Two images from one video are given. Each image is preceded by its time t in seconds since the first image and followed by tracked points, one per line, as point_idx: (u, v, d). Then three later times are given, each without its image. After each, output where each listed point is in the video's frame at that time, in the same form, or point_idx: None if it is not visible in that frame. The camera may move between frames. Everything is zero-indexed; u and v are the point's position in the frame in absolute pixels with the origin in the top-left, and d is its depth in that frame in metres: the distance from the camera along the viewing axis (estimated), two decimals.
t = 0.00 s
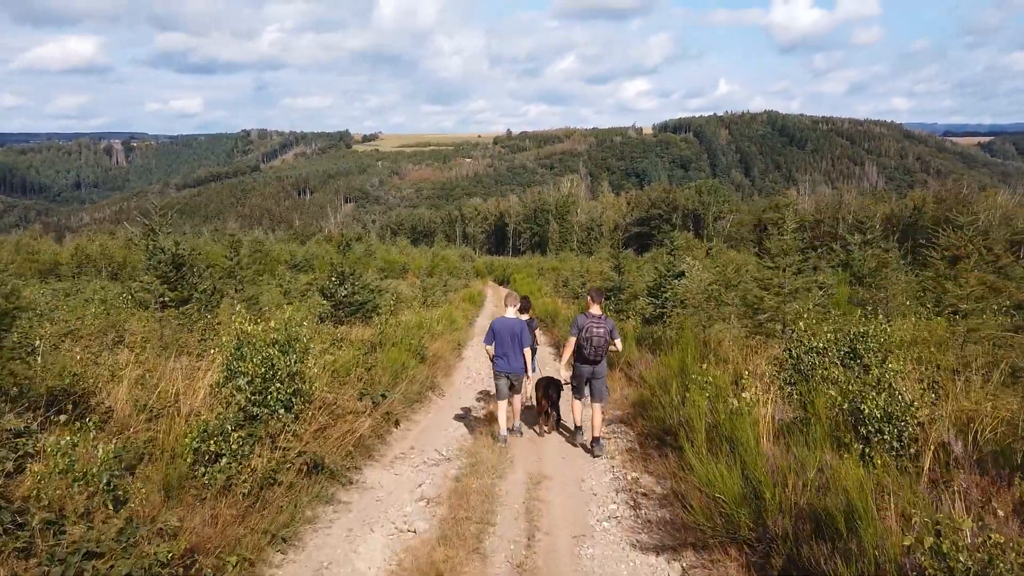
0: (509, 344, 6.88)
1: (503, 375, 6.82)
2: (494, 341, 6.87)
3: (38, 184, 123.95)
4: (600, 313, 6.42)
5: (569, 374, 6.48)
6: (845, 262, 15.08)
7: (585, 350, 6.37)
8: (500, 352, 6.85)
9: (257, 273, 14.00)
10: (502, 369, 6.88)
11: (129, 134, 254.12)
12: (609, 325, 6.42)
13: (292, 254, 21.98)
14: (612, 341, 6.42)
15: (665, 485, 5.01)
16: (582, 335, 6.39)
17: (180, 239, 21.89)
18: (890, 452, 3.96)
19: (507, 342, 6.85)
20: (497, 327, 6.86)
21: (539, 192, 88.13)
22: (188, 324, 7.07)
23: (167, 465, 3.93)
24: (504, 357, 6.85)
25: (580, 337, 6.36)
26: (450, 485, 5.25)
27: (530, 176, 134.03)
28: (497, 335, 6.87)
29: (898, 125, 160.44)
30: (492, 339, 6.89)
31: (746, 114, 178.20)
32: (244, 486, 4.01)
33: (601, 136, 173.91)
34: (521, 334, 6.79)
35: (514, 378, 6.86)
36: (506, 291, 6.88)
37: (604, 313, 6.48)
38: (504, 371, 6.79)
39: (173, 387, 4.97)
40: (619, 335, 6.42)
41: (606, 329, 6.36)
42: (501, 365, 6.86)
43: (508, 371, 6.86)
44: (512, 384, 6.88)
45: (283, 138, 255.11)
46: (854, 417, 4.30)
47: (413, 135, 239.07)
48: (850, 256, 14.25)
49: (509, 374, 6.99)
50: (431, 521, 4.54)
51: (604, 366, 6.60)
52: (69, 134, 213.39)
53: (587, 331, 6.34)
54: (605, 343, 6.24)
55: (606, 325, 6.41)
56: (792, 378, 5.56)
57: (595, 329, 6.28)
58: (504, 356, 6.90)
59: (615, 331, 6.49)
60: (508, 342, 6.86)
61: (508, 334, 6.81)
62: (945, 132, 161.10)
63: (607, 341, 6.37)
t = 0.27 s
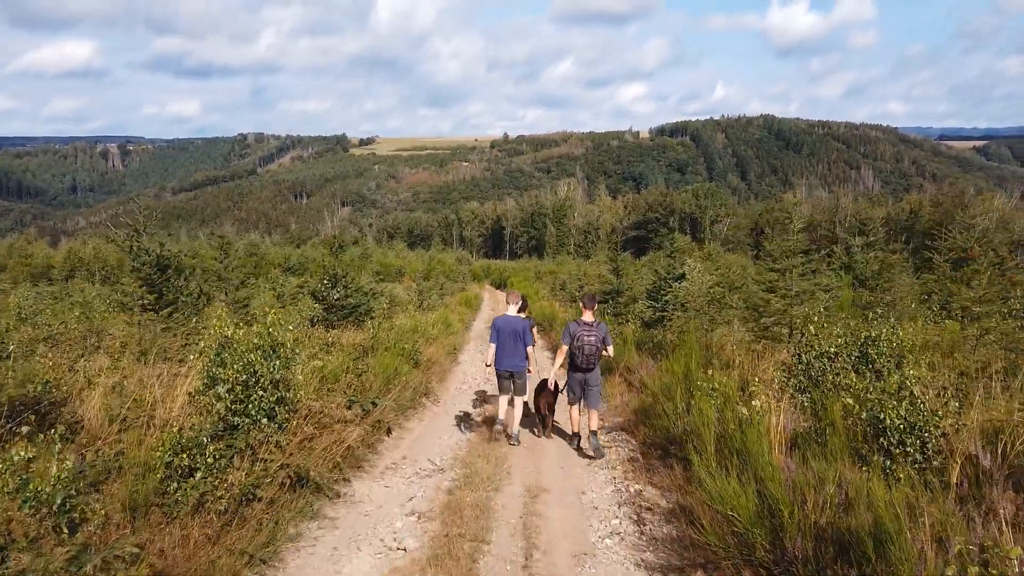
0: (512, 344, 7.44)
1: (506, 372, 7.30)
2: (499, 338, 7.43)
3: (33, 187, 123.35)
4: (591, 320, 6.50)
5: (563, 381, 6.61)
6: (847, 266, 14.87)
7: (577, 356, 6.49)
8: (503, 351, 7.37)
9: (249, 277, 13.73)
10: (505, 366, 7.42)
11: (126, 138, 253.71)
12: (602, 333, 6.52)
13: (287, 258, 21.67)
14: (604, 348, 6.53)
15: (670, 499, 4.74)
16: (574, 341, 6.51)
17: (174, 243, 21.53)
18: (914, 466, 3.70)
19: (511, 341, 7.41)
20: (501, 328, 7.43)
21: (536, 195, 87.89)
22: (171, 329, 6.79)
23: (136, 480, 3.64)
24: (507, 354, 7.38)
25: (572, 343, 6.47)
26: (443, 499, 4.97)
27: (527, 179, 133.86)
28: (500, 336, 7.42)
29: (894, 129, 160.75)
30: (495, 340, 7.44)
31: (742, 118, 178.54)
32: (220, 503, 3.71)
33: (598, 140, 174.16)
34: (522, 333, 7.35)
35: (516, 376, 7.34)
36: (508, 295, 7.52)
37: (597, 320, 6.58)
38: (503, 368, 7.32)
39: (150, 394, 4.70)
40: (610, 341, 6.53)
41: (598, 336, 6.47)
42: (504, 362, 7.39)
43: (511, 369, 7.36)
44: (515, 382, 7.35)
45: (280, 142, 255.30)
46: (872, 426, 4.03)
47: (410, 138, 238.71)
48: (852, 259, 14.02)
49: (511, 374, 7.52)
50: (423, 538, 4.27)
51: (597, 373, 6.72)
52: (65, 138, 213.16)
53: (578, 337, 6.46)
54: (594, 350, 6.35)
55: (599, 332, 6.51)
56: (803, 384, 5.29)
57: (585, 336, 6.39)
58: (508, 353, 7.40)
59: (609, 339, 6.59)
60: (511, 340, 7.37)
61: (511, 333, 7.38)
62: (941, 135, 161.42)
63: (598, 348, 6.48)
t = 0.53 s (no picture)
0: (510, 348, 7.28)
1: (504, 377, 7.16)
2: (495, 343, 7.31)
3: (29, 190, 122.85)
4: (589, 316, 6.93)
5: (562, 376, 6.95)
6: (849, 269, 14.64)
7: (575, 350, 6.88)
8: (502, 356, 7.25)
9: (240, 281, 13.44)
10: (502, 372, 7.29)
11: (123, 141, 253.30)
12: (600, 328, 6.93)
13: (281, 262, 21.37)
14: (602, 344, 6.91)
15: (678, 515, 4.46)
16: (572, 336, 6.92)
17: (166, 246, 21.22)
18: (946, 485, 3.42)
19: (509, 345, 7.26)
20: (499, 332, 7.28)
21: (534, 199, 87.66)
22: (153, 334, 6.52)
23: (102, 501, 3.35)
24: (503, 359, 7.27)
25: (570, 337, 6.88)
26: (437, 515, 4.69)
27: (524, 183, 133.67)
28: (498, 339, 7.27)
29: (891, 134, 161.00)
30: (493, 344, 7.28)
31: (739, 122, 178.67)
32: (194, 525, 3.42)
33: (595, 144, 174.11)
34: (522, 337, 7.22)
35: (515, 381, 7.21)
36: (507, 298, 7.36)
37: (595, 316, 7.01)
38: (502, 373, 7.18)
39: (126, 404, 4.42)
40: (609, 337, 6.91)
41: (595, 330, 6.87)
42: (501, 367, 7.28)
43: (510, 374, 7.22)
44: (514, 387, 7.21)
45: (278, 145, 254.96)
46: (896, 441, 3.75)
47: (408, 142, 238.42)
48: (856, 262, 13.78)
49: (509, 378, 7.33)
50: (415, 558, 3.98)
51: (597, 369, 7.04)
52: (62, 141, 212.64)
53: (576, 331, 6.88)
54: (592, 341, 6.74)
55: (596, 327, 6.92)
56: (817, 393, 5.01)
57: (583, 328, 6.81)
58: (505, 359, 7.33)
59: (607, 335, 6.98)
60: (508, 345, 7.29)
61: (510, 338, 7.25)
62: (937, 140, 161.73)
63: (596, 341, 6.87)
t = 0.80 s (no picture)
0: (507, 349, 7.39)
1: (502, 379, 7.26)
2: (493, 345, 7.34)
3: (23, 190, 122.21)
4: (596, 322, 6.65)
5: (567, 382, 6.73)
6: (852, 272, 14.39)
7: (580, 357, 6.63)
8: (499, 357, 7.36)
9: (231, 282, 13.12)
10: (499, 373, 7.35)
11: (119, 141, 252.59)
12: (607, 335, 6.67)
13: (275, 262, 21.04)
14: (608, 351, 6.65)
15: (687, 532, 4.18)
16: (578, 342, 6.67)
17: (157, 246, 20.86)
18: (986, 507, 3.13)
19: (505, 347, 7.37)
20: (496, 333, 7.38)
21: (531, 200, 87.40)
22: (134, 337, 6.22)
23: (62, 525, 3.04)
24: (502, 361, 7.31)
25: (576, 344, 6.64)
26: (431, 532, 4.40)
27: (520, 184, 133.45)
28: (495, 341, 7.37)
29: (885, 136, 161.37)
30: (490, 346, 7.39)
31: (736, 124, 178.72)
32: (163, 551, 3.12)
33: (592, 145, 174.01)
34: (518, 338, 7.34)
35: (511, 382, 7.31)
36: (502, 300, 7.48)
37: (603, 323, 6.73)
38: (499, 375, 7.26)
39: (99, 412, 4.12)
40: (615, 343, 6.65)
41: (603, 337, 6.61)
42: (499, 369, 7.34)
43: (507, 375, 7.33)
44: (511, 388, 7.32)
45: (274, 146, 254.41)
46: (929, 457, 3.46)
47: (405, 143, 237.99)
48: (860, 263, 13.52)
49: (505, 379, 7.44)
50: None
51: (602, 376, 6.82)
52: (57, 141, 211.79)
53: (582, 338, 6.63)
54: (598, 350, 6.49)
55: (603, 334, 6.66)
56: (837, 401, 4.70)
57: (589, 336, 6.56)
58: (503, 360, 7.38)
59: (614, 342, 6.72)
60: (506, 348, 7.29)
61: (506, 339, 7.36)
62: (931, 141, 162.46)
63: (602, 349, 6.61)
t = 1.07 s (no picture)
0: (503, 350, 7.24)
1: (499, 380, 7.08)
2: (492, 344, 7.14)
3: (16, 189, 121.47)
4: (592, 318, 6.73)
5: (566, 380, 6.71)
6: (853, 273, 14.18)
7: (579, 354, 6.66)
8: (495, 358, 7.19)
9: (221, 282, 12.78)
10: (498, 373, 7.12)
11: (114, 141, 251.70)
12: (603, 331, 6.75)
13: (268, 262, 20.70)
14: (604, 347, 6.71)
15: (696, 550, 3.92)
16: (576, 339, 6.70)
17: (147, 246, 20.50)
18: None
19: (502, 348, 7.22)
20: (492, 334, 7.23)
21: (526, 201, 87.21)
22: (111, 340, 5.90)
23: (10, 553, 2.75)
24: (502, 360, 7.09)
25: (574, 341, 6.65)
26: (422, 549, 4.13)
27: (516, 185, 133.25)
28: (491, 342, 7.22)
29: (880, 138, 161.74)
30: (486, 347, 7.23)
31: (731, 125, 178.91)
32: None
33: (588, 147, 174.00)
34: (515, 339, 7.19)
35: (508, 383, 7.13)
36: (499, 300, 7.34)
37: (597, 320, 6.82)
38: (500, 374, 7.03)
39: (64, 421, 3.82)
40: (611, 340, 6.73)
41: (599, 333, 6.68)
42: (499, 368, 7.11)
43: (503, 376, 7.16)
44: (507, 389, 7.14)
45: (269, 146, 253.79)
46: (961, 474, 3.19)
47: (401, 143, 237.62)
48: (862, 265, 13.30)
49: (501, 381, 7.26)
50: None
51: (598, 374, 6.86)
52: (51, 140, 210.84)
53: (580, 335, 6.66)
54: (598, 344, 6.54)
55: (599, 331, 6.73)
56: (853, 410, 4.44)
57: (587, 332, 6.61)
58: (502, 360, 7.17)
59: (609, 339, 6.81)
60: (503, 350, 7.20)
61: (503, 340, 7.20)
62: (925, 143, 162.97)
63: (600, 345, 6.67)
